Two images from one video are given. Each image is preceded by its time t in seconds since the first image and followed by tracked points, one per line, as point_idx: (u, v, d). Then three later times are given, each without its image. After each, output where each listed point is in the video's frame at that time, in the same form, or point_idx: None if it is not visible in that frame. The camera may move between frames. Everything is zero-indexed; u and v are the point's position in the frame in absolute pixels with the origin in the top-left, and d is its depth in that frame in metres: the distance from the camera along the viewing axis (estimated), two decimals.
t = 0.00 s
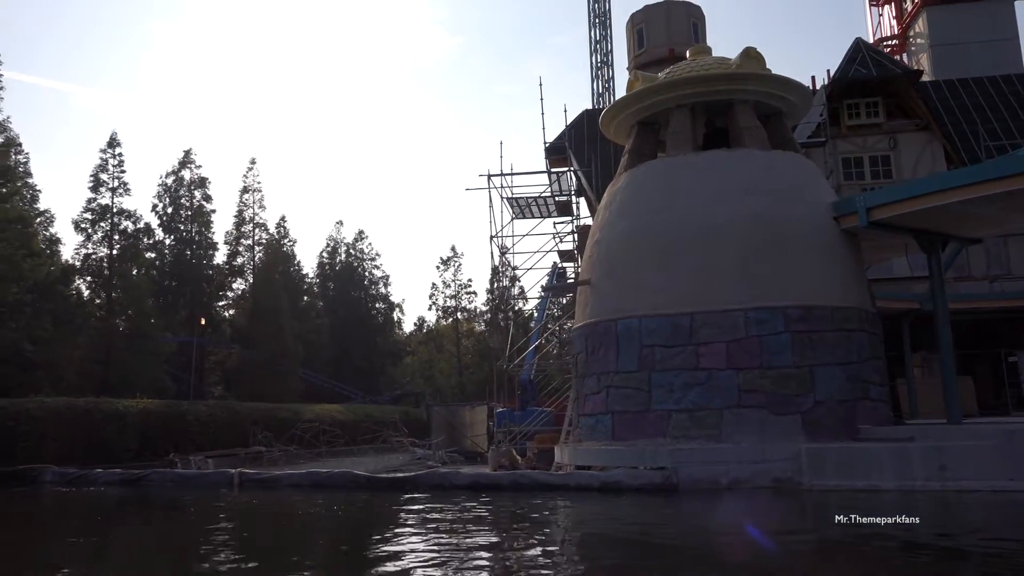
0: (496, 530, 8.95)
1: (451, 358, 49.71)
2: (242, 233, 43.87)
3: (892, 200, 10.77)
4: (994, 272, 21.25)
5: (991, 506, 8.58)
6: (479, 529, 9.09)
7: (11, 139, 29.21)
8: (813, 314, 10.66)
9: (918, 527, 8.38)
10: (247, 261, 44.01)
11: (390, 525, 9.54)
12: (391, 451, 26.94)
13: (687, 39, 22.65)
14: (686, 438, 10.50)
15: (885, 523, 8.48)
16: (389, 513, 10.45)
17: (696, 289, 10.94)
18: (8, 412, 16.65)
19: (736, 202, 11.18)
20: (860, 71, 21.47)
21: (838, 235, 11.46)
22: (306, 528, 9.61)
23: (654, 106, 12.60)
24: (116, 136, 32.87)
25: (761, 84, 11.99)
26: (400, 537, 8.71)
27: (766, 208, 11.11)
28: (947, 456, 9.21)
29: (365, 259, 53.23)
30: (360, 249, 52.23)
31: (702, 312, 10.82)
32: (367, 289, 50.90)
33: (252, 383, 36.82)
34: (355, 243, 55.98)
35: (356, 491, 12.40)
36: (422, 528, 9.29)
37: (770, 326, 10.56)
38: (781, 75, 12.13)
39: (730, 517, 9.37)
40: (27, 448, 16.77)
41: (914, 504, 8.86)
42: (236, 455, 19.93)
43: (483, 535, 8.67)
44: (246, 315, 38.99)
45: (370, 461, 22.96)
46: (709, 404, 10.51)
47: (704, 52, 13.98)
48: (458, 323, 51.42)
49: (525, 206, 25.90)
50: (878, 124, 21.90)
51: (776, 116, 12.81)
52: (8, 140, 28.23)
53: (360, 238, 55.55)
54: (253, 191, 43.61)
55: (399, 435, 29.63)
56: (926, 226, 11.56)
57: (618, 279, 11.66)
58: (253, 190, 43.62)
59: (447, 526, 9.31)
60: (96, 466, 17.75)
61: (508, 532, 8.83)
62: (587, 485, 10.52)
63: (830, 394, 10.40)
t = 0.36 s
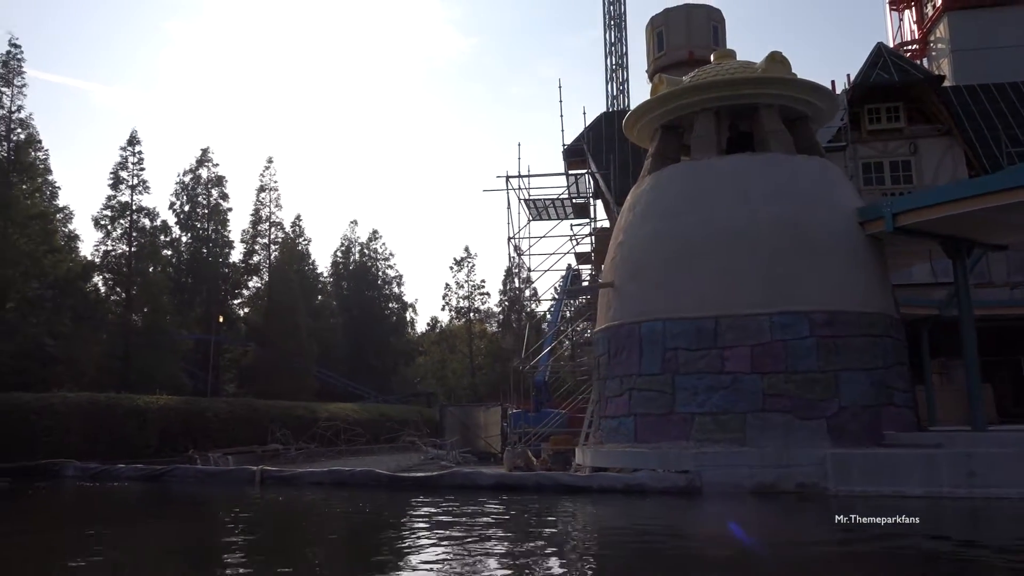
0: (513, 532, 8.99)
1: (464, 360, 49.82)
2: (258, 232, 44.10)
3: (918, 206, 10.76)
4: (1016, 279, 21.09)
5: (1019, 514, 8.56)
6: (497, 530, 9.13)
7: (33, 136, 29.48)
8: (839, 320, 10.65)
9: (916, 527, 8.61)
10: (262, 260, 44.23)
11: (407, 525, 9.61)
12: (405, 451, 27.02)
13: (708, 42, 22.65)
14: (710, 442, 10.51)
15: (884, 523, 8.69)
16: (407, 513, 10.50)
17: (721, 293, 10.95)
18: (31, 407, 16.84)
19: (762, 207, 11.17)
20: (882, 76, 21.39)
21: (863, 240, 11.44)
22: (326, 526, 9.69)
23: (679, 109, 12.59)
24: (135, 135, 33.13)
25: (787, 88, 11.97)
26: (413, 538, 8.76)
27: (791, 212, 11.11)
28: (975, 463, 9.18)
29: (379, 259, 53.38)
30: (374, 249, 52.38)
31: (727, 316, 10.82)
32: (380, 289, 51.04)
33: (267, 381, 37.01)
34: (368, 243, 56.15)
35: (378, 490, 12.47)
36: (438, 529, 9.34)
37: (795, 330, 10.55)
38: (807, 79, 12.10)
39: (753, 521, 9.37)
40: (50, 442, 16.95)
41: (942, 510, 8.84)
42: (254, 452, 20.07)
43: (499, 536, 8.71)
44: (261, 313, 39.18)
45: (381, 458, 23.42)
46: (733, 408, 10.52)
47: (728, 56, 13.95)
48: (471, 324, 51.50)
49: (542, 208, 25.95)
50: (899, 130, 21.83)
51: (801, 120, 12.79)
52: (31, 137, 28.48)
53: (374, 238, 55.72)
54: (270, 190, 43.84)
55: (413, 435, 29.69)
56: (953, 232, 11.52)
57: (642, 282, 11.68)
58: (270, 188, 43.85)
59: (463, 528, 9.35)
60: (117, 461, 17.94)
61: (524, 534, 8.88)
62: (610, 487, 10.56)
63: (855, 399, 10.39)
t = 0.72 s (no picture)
0: (537, 531, 8.98)
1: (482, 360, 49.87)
2: (278, 233, 44.41)
3: (949, 205, 10.71)
4: None
5: None
6: (522, 529, 9.15)
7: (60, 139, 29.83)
8: (870, 319, 10.62)
9: (916, 525, 8.67)
10: (283, 261, 44.51)
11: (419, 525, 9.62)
12: (427, 451, 27.09)
13: (729, 41, 22.61)
14: (741, 441, 10.51)
15: (885, 522, 8.77)
16: (438, 512, 10.58)
17: (750, 293, 10.93)
18: (61, 407, 17.07)
19: (791, 206, 11.16)
20: (907, 74, 21.25)
21: (894, 240, 11.38)
22: (351, 525, 9.70)
23: (706, 109, 12.58)
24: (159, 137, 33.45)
25: (815, 87, 11.94)
26: (443, 535, 8.81)
27: (820, 211, 11.08)
28: (1010, 463, 9.12)
29: (397, 260, 53.57)
30: (392, 250, 52.57)
31: (757, 316, 10.81)
32: (399, 289, 51.23)
33: (288, 381, 37.25)
34: (386, 243, 56.33)
35: (406, 489, 12.55)
36: (457, 528, 9.35)
37: (826, 330, 10.53)
38: (836, 78, 12.07)
39: (786, 520, 9.37)
40: (80, 441, 17.19)
41: (977, 510, 8.79)
42: (279, 451, 20.24)
43: (528, 534, 8.75)
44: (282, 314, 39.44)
45: (402, 460, 22.99)
46: (763, 407, 10.52)
47: (754, 55, 13.92)
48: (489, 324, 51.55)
49: (563, 208, 25.98)
50: (924, 128, 21.69)
51: (829, 119, 12.75)
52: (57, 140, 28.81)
53: (393, 239, 55.94)
54: (290, 191, 44.14)
55: (435, 435, 29.78)
56: (984, 231, 11.44)
57: (670, 282, 11.68)
58: (290, 190, 44.13)
59: (488, 526, 9.40)
60: (145, 460, 18.18)
61: (545, 533, 8.86)
62: (640, 486, 10.59)
63: (887, 399, 10.35)
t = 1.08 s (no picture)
0: (567, 529, 9.04)
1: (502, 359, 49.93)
2: (300, 232, 44.71)
3: (984, 201, 10.62)
4: None
5: None
6: (552, 527, 9.20)
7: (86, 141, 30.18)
8: (903, 317, 10.56)
9: (932, 526, 8.65)
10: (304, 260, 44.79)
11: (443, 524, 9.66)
12: (449, 449, 27.18)
13: (752, 37, 22.50)
14: (773, 440, 10.50)
15: (885, 522, 8.81)
16: (470, 509, 10.65)
17: (781, 291, 10.90)
18: (93, 404, 17.34)
19: (821, 203, 11.11)
20: (933, 69, 20.88)
21: (926, 237, 11.31)
22: (380, 523, 9.78)
23: (734, 107, 12.55)
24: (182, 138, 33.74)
25: (846, 84, 11.89)
26: (474, 533, 8.89)
27: (851, 209, 11.02)
28: None
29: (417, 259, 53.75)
30: (412, 249, 52.74)
31: (788, 314, 10.79)
32: (419, 288, 51.39)
33: (311, 379, 37.49)
34: (405, 242, 56.53)
35: (435, 487, 12.63)
36: (481, 527, 9.39)
37: (858, 328, 10.50)
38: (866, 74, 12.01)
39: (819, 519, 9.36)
40: (111, 439, 17.46)
41: (1014, 509, 8.73)
42: (305, 449, 20.41)
43: (559, 532, 8.81)
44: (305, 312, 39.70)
45: (429, 457, 23.50)
46: (794, 405, 10.51)
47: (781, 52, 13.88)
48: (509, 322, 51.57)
49: (585, 206, 25.98)
50: (950, 123, 21.49)
51: (858, 115, 12.69)
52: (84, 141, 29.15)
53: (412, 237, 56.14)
54: (311, 190, 44.42)
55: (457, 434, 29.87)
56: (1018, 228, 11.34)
57: (699, 280, 11.66)
58: (311, 189, 44.42)
59: (519, 524, 9.47)
60: (174, 457, 18.43)
61: (575, 531, 8.91)
62: (671, 485, 10.62)
63: (920, 397, 10.29)
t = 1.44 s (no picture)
0: (609, 517, 9.07)
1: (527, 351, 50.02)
2: (325, 225, 45.00)
3: None
4: None
5: None
6: (593, 515, 9.26)
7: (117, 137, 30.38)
8: (943, 304, 10.48)
9: (979, 513, 8.58)
10: (330, 253, 45.09)
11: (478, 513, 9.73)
12: (477, 440, 27.28)
13: (781, 24, 22.30)
14: (811, 428, 10.48)
15: (885, 522, 8.48)
16: (508, 499, 10.75)
17: (818, 279, 10.85)
18: (131, 396, 17.69)
19: (858, 190, 11.03)
20: (968, 53, 20.72)
21: (967, 224, 11.20)
22: (422, 512, 9.87)
23: (769, 93, 12.46)
24: (211, 133, 34.03)
25: (883, 70, 11.77)
26: (513, 522, 8.98)
27: (889, 195, 10.93)
28: None
29: (442, 250, 53.91)
30: (436, 240, 52.87)
31: (826, 302, 10.74)
32: (443, 279, 51.54)
33: (338, 370, 37.81)
34: (429, 234, 56.69)
35: (472, 476, 12.75)
36: (521, 515, 9.48)
37: (898, 315, 10.43)
38: (903, 60, 11.88)
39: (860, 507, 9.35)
40: (148, 429, 17.78)
41: None
42: (337, 440, 20.61)
43: (597, 520, 8.88)
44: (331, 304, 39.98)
45: (459, 446, 23.63)
46: (833, 394, 10.47)
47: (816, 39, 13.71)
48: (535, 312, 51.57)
49: (612, 196, 25.93)
50: (985, 108, 21.17)
51: (894, 101, 12.56)
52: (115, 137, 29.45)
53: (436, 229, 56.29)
54: (336, 183, 44.68)
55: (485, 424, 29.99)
56: None
57: (734, 269, 11.63)
58: (336, 182, 44.66)
59: (559, 511, 9.55)
60: (210, 447, 18.71)
61: (618, 519, 8.95)
62: (709, 473, 10.65)
63: (961, 385, 10.21)
